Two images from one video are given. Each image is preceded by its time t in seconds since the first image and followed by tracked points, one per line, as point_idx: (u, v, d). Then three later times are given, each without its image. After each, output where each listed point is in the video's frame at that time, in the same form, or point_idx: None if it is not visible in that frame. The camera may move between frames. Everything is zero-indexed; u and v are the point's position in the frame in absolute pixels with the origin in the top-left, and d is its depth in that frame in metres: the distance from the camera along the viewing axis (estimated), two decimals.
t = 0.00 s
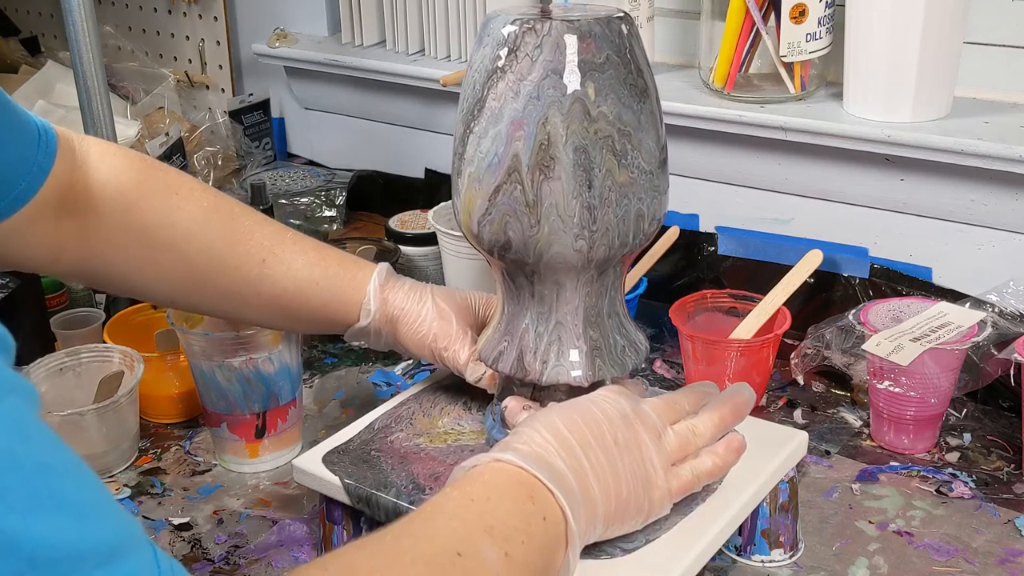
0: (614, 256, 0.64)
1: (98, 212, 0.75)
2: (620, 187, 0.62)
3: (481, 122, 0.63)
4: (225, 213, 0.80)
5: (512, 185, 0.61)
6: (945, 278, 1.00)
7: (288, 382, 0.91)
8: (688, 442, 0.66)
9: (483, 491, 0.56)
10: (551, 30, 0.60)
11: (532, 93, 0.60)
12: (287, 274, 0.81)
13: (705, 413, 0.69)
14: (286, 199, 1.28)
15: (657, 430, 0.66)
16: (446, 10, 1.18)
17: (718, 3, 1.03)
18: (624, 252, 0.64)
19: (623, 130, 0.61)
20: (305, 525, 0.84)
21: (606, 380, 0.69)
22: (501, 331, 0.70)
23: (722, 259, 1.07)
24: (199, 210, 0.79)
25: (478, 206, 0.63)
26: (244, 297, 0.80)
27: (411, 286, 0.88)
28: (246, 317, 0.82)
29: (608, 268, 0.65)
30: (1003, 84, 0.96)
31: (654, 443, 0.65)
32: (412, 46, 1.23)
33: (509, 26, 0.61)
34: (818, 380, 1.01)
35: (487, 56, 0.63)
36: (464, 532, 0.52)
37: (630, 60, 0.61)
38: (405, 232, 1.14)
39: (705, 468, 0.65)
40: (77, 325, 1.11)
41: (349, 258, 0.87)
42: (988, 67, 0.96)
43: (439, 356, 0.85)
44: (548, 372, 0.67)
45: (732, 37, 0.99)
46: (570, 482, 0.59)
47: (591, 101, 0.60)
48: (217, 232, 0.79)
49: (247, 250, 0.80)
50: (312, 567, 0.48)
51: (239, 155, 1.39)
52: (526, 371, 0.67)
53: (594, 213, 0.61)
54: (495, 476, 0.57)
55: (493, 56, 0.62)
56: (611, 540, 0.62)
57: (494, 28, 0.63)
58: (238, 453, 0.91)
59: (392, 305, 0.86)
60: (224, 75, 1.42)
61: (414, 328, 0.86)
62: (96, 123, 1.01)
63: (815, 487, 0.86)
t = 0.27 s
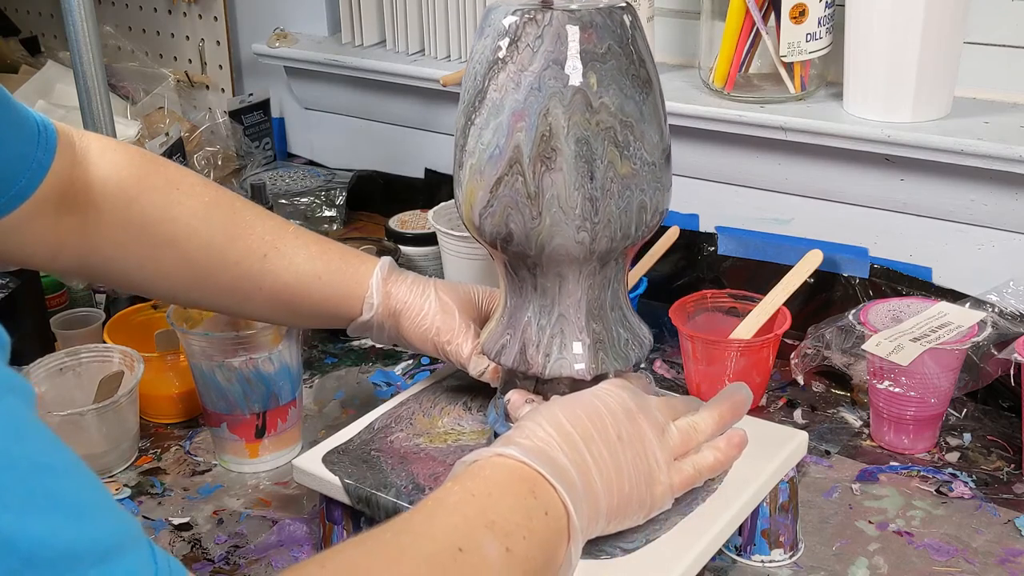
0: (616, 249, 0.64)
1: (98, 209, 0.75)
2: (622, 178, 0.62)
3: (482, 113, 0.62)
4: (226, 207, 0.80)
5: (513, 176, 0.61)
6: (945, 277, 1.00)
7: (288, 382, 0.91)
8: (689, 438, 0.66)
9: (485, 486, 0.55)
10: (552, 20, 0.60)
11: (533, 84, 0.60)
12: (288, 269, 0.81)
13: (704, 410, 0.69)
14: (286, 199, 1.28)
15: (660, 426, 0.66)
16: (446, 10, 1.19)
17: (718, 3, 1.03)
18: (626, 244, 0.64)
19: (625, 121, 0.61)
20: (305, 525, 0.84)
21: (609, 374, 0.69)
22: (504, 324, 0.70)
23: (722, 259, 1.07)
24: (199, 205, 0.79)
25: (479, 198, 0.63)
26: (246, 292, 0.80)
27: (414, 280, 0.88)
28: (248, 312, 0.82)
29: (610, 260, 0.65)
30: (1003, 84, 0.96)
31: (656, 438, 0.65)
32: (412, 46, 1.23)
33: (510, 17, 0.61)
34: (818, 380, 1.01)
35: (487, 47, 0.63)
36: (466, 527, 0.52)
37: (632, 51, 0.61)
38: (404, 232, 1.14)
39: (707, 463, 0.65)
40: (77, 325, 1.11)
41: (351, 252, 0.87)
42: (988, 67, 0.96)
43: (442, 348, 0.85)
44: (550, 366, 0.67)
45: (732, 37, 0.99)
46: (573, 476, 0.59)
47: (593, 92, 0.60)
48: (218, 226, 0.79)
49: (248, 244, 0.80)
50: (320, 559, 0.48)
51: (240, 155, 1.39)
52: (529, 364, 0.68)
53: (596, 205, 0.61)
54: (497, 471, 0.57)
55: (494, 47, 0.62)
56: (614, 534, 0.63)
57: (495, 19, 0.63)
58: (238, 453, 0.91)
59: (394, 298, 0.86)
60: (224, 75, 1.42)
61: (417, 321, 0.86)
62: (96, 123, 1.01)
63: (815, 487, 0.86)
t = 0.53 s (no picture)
0: (620, 243, 0.64)
1: (98, 204, 0.75)
2: (627, 173, 0.62)
3: (486, 106, 0.62)
4: (229, 200, 0.80)
5: (518, 170, 0.61)
6: (945, 278, 1.00)
7: (288, 382, 0.91)
8: (690, 434, 0.66)
9: (486, 483, 0.55)
10: (558, 12, 0.60)
11: (538, 77, 0.60)
12: (290, 263, 0.81)
13: (700, 407, 0.69)
14: (286, 199, 1.28)
15: (662, 420, 0.66)
16: (446, 10, 1.19)
17: (719, 3, 1.03)
18: (630, 239, 0.64)
19: (630, 115, 0.61)
20: (305, 525, 0.84)
21: (612, 369, 0.69)
22: (506, 318, 0.70)
23: (722, 259, 1.07)
24: (201, 199, 0.79)
25: (483, 191, 0.63)
26: (249, 288, 0.80)
27: (417, 274, 0.88)
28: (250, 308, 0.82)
29: (614, 255, 0.65)
30: (1003, 84, 0.96)
31: (659, 432, 0.65)
32: (412, 46, 1.23)
33: (516, 10, 0.61)
34: (818, 380, 1.01)
35: (492, 40, 0.63)
36: (467, 524, 0.51)
37: (639, 44, 0.61)
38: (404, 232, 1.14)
39: (708, 458, 0.65)
40: (77, 325, 1.12)
41: (356, 246, 0.87)
42: (988, 68, 0.96)
43: (446, 341, 0.85)
44: (553, 360, 0.67)
45: (732, 37, 0.99)
46: (574, 473, 0.58)
47: (599, 86, 0.60)
48: (222, 219, 0.79)
49: (250, 238, 0.80)
50: (319, 558, 0.48)
51: (240, 155, 1.39)
52: (531, 359, 0.67)
53: (600, 199, 0.61)
54: (499, 468, 0.56)
55: (499, 40, 0.62)
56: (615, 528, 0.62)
57: (501, 11, 0.63)
58: (238, 453, 0.91)
59: (398, 291, 0.86)
60: (224, 75, 1.42)
61: (420, 314, 0.86)
62: (96, 123, 1.01)
63: (815, 487, 0.86)
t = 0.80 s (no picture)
0: (622, 234, 0.64)
1: (99, 198, 0.75)
2: (628, 162, 0.61)
3: (487, 96, 0.62)
4: (229, 194, 0.80)
5: (518, 160, 0.61)
6: (945, 278, 1.00)
7: (288, 382, 0.91)
8: (691, 423, 0.67)
9: (490, 476, 0.54)
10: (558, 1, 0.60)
11: (538, 67, 0.60)
12: (290, 254, 0.81)
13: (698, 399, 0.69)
14: (286, 199, 1.28)
15: (664, 411, 0.66)
16: (446, 10, 1.19)
17: (719, 3, 1.03)
18: (632, 229, 0.64)
19: (631, 104, 0.61)
20: (305, 525, 0.84)
21: (615, 359, 0.69)
22: (507, 309, 0.70)
23: (722, 259, 1.07)
24: (202, 192, 0.79)
25: (483, 182, 0.63)
26: (249, 281, 0.80)
27: (418, 266, 0.87)
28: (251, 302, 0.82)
29: (616, 245, 0.65)
30: (1002, 84, 0.96)
31: (662, 422, 0.65)
32: (412, 46, 1.23)
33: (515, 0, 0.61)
34: (818, 380, 1.01)
35: (492, 30, 0.63)
36: (470, 518, 0.51)
37: (639, 33, 0.61)
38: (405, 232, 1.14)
39: (709, 447, 0.65)
40: (77, 325, 1.11)
41: (356, 238, 0.87)
42: (988, 68, 0.96)
43: (447, 333, 0.85)
44: (555, 352, 0.67)
45: (732, 37, 0.99)
46: (578, 464, 0.58)
47: (599, 75, 0.60)
48: (222, 211, 0.79)
49: (249, 231, 0.80)
50: (323, 550, 0.48)
51: (240, 155, 1.39)
52: (533, 350, 0.67)
53: (601, 189, 0.61)
54: (502, 460, 0.56)
55: (499, 30, 0.62)
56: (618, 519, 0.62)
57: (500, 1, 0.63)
58: (238, 453, 0.91)
59: (398, 283, 0.86)
60: (224, 75, 1.42)
61: (421, 306, 0.86)
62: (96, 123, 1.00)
63: (815, 487, 0.86)
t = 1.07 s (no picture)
0: (625, 217, 0.63)
1: (100, 190, 0.75)
2: (630, 144, 0.61)
3: (486, 81, 0.62)
4: (232, 185, 0.80)
5: (519, 144, 0.61)
6: (945, 278, 1.00)
7: (288, 382, 0.91)
8: (700, 409, 0.66)
9: (496, 463, 0.53)
10: None
11: (538, 49, 0.60)
12: (290, 247, 0.80)
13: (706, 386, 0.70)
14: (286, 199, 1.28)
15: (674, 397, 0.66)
16: (446, 10, 1.19)
17: (718, 3, 1.03)
18: (636, 212, 0.64)
19: (632, 85, 0.61)
20: (305, 525, 0.84)
21: (621, 346, 0.68)
22: (512, 299, 0.70)
23: (722, 259, 1.07)
24: (202, 183, 0.78)
25: (485, 167, 0.63)
26: (251, 271, 0.80)
27: (420, 257, 0.87)
28: (253, 294, 0.82)
29: (619, 229, 0.65)
30: (1003, 84, 0.96)
31: (670, 409, 0.64)
32: (412, 46, 1.23)
33: None
34: (818, 380, 1.01)
35: (491, 14, 0.63)
36: (475, 506, 0.50)
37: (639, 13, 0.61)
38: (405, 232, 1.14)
39: (717, 433, 0.65)
40: (77, 325, 1.11)
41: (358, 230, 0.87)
42: (988, 68, 0.96)
43: (450, 324, 0.85)
44: (560, 339, 0.66)
45: (733, 37, 0.99)
46: (587, 451, 0.57)
47: (600, 56, 0.60)
48: (223, 202, 0.79)
49: (250, 223, 0.79)
50: (328, 538, 0.47)
51: (240, 155, 1.39)
52: (538, 338, 0.67)
53: (604, 171, 0.61)
54: (509, 447, 0.55)
55: (498, 13, 0.62)
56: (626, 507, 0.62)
57: None
58: (238, 453, 0.91)
59: (400, 275, 0.85)
60: (224, 74, 1.42)
61: (423, 297, 0.86)
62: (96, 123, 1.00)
63: (815, 487, 0.86)
